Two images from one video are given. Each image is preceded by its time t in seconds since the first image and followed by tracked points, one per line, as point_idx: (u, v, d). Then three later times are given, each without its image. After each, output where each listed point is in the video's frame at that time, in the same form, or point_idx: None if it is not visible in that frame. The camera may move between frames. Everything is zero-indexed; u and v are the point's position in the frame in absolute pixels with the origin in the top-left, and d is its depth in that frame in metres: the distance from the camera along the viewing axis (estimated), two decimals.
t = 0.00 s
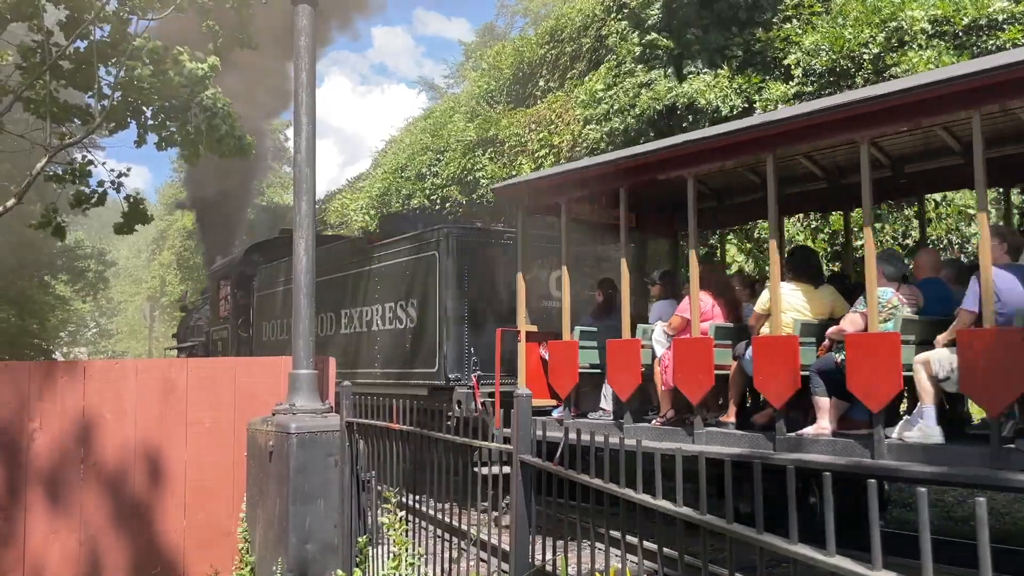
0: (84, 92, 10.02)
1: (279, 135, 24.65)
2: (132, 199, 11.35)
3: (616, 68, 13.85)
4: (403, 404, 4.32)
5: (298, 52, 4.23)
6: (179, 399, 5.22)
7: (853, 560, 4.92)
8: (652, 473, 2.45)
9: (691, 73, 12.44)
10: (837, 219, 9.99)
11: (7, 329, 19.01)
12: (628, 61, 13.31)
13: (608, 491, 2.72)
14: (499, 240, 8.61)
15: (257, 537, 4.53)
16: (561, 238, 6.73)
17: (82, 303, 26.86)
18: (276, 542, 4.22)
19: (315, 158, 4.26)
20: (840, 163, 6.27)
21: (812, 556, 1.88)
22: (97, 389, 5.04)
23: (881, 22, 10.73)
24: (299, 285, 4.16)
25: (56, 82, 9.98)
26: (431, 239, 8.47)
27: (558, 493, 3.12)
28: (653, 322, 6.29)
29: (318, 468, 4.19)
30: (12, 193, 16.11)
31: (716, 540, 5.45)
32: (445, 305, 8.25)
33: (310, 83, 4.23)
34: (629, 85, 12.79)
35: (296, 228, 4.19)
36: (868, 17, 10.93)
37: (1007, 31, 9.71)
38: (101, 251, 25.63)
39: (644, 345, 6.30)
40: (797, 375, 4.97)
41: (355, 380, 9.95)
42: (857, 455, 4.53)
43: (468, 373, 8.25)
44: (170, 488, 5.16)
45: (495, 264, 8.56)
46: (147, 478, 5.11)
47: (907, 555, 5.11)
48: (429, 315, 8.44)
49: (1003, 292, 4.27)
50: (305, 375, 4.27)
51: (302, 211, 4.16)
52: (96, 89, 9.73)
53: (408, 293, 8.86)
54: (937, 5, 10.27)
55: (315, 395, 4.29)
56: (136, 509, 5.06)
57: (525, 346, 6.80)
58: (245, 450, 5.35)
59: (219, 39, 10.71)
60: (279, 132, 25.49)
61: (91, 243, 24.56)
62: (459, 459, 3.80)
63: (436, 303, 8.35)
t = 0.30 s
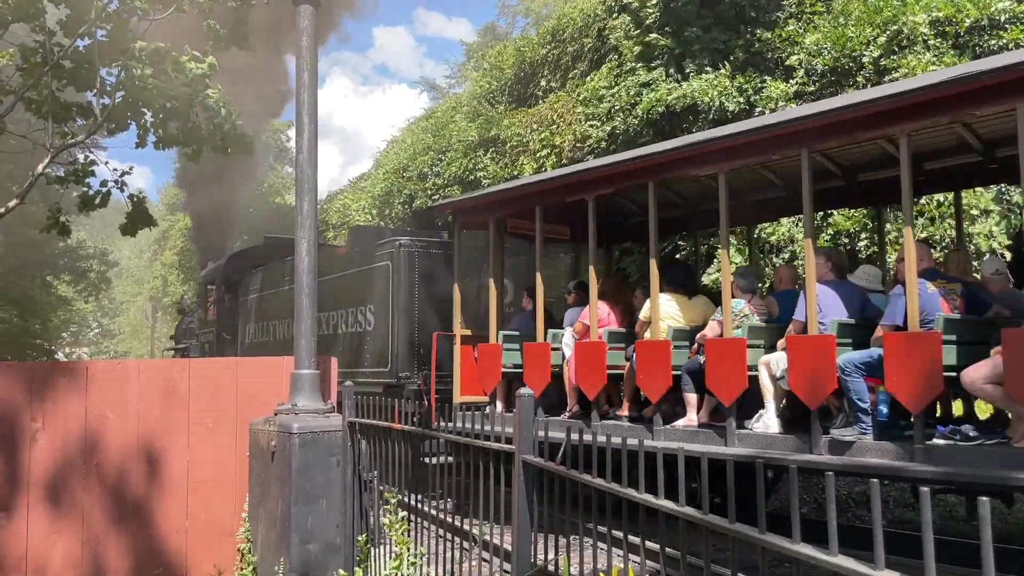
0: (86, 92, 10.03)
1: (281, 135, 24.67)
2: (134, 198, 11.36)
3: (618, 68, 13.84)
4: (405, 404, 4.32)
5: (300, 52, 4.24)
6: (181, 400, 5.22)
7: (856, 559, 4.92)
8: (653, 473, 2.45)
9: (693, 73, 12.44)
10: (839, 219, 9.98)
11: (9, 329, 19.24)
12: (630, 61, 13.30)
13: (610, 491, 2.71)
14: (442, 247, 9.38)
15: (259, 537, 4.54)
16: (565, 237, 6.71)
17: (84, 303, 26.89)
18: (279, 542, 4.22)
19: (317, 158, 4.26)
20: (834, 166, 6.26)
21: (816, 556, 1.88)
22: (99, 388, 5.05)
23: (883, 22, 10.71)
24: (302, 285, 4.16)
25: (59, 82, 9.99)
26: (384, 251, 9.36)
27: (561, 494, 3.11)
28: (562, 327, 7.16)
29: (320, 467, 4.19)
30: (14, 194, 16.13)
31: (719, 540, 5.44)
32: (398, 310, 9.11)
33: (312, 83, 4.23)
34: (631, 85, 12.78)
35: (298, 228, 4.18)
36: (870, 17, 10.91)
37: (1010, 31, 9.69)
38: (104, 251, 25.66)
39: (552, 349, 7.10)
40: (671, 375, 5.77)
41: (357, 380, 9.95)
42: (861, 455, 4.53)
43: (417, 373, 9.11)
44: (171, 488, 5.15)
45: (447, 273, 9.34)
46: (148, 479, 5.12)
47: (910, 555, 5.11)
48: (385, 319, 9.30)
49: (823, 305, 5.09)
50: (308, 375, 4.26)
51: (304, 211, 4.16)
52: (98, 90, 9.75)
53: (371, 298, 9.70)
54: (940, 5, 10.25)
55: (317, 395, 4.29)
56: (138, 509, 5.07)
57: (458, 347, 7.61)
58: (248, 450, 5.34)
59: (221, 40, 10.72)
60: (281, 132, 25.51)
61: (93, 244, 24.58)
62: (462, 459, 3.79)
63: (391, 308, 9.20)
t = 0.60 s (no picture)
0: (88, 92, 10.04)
1: (281, 135, 24.68)
2: (137, 198, 11.38)
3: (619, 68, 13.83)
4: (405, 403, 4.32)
5: (301, 52, 4.24)
6: (181, 400, 5.22)
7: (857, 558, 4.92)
8: (653, 471, 2.45)
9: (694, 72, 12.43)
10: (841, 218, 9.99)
11: (10, 328, 19.36)
12: (631, 60, 13.30)
13: (611, 491, 2.71)
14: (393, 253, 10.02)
15: (261, 535, 4.54)
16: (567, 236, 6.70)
17: (85, 303, 26.92)
18: (280, 541, 4.22)
19: (318, 157, 4.25)
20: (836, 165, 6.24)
21: (818, 555, 1.87)
22: (100, 388, 5.07)
23: (884, 21, 10.70)
24: (303, 285, 4.15)
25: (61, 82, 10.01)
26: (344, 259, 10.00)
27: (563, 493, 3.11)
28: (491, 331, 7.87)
29: (321, 467, 4.19)
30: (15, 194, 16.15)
31: (720, 539, 5.44)
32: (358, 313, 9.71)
33: (313, 82, 4.23)
34: (631, 84, 12.78)
35: (300, 228, 4.18)
36: (872, 16, 10.90)
37: (1011, 30, 9.68)
38: (105, 251, 25.68)
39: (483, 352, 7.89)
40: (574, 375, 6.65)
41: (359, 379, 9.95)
42: (864, 455, 4.52)
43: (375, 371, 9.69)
44: (172, 488, 5.15)
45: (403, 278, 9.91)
46: (149, 478, 5.13)
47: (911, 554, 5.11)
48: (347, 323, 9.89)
49: (690, 314, 5.98)
50: (308, 375, 4.26)
51: (306, 212, 4.15)
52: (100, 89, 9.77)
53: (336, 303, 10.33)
54: (942, 4, 10.23)
55: (318, 395, 4.29)
56: (139, 509, 5.08)
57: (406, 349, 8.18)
58: (249, 450, 5.34)
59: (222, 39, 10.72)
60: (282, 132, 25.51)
61: (94, 244, 24.60)
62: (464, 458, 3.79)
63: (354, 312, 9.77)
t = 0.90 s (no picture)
0: (89, 92, 10.04)
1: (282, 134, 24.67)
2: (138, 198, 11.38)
3: (620, 67, 13.82)
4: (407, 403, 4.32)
5: (301, 51, 4.23)
6: (181, 398, 5.27)
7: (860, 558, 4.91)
8: (654, 470, 2.45)
9: (695, 71, 12.42)
10: (841, 217, 10.00)
11: (10, 328, 19.53)
12: (631, 59, 13.27)
13: (612, 490, 2.70)
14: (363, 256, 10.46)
15: (262, 534, 4.53)
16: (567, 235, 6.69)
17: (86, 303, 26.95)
18: (282, 541, 4.22)
19: (318, 157, 4.24)
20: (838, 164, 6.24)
21: (821, 555, 1.87)
22: (101, 386, 5.13)
23: (885, 20, 10.68)
24: (303, 285, 4.14)
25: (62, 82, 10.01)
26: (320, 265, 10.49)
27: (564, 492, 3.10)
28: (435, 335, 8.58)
29: (323, 467, 4.18)
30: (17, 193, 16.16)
31: (722, 538, 5.43)
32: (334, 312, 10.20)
33: (313, 82, 4.22)
34: (632, 84, 12.78)
35: (301, 228, 4.17)
36: (873, 15, 10.88)
37: (1012, 29, 9.67)
38: (105, 251, 25.70)
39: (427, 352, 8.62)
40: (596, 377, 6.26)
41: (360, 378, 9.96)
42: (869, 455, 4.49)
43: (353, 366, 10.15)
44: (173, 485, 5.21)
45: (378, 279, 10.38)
46: (150, 475, 5.18)
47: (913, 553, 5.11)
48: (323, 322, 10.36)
49: (590, 321, 6.57)
50: (309, 375, 4.25)
51: (307, 212, 4.13)
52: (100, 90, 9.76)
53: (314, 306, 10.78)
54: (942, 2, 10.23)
55: (318, 394, 4.27)
56: (141, 507, 5.12)
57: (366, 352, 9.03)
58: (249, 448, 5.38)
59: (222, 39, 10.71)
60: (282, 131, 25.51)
61: (95, 244, 24.61)
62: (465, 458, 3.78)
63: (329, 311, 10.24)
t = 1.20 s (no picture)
0: (90, 93, 10.06)
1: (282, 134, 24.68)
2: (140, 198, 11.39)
3: (620, 67, 13.81)
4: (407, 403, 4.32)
5: (301, 49, 4.21)
6: (181, 398, 5.26)
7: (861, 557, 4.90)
8: (654, 469, 2.44)
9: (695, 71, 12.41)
10: (841, 217, 10.01)
11: (11, 328, 19.54)
12: (631, 59, 13.26)
13: (612, 490, 2.69)
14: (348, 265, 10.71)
15: (263, 534, 4.52)
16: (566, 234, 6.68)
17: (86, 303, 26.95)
18: (283, 540, 4.22)
19: (318, 156, 4.23)
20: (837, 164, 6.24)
21: (822, 554, 1.86)
22: (101, 386, 5.13)
23: (884, 19, 10.67)
24: (303, 284, 4.14)
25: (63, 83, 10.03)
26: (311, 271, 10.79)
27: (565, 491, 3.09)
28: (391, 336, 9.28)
29: (324, 466, 4.18)
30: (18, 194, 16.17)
31: (723, 538, 5.43)
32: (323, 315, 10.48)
33: (312, 82, 4.20)
34: (631, 83, 12.78)
35: (299, 228, 4.16)
36: (873, 15, 10.88)
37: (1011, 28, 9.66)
38: (106, 251, 25.72)
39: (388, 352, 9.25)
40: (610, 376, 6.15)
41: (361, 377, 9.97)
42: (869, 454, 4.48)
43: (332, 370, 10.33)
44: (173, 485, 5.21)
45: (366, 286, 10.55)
46: (150, 475, 5.18)
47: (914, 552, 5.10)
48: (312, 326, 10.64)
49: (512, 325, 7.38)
50: (309, 374, 4.25)
51: (306, 211, 4.12)
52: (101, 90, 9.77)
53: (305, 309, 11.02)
54: (941, 1, 10.22)
55: (319, 394, 4.27)
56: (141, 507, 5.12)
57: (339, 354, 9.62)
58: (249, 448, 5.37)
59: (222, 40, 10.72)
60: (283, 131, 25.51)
61: (95, 243, 24.63)
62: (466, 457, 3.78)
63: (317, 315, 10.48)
